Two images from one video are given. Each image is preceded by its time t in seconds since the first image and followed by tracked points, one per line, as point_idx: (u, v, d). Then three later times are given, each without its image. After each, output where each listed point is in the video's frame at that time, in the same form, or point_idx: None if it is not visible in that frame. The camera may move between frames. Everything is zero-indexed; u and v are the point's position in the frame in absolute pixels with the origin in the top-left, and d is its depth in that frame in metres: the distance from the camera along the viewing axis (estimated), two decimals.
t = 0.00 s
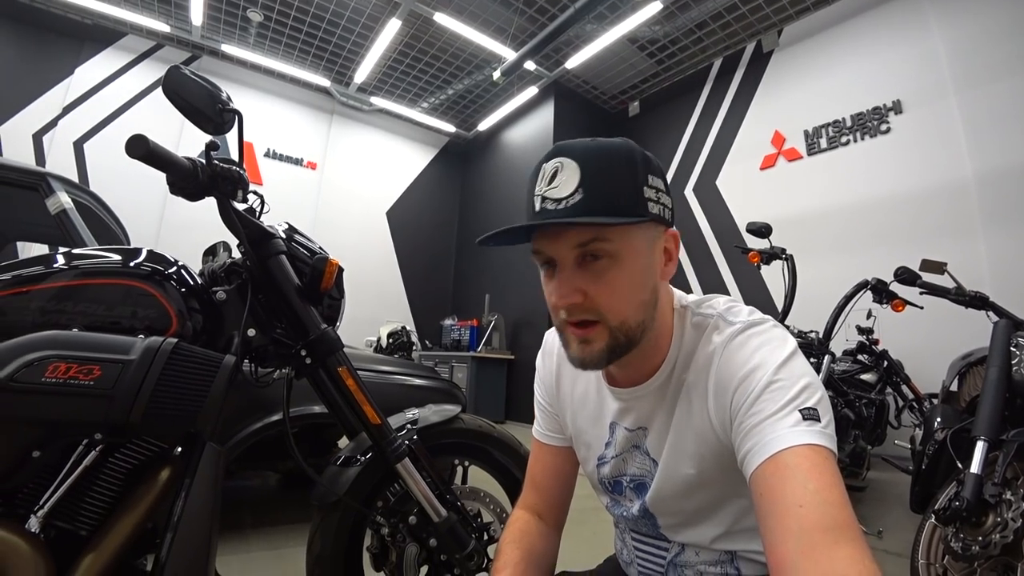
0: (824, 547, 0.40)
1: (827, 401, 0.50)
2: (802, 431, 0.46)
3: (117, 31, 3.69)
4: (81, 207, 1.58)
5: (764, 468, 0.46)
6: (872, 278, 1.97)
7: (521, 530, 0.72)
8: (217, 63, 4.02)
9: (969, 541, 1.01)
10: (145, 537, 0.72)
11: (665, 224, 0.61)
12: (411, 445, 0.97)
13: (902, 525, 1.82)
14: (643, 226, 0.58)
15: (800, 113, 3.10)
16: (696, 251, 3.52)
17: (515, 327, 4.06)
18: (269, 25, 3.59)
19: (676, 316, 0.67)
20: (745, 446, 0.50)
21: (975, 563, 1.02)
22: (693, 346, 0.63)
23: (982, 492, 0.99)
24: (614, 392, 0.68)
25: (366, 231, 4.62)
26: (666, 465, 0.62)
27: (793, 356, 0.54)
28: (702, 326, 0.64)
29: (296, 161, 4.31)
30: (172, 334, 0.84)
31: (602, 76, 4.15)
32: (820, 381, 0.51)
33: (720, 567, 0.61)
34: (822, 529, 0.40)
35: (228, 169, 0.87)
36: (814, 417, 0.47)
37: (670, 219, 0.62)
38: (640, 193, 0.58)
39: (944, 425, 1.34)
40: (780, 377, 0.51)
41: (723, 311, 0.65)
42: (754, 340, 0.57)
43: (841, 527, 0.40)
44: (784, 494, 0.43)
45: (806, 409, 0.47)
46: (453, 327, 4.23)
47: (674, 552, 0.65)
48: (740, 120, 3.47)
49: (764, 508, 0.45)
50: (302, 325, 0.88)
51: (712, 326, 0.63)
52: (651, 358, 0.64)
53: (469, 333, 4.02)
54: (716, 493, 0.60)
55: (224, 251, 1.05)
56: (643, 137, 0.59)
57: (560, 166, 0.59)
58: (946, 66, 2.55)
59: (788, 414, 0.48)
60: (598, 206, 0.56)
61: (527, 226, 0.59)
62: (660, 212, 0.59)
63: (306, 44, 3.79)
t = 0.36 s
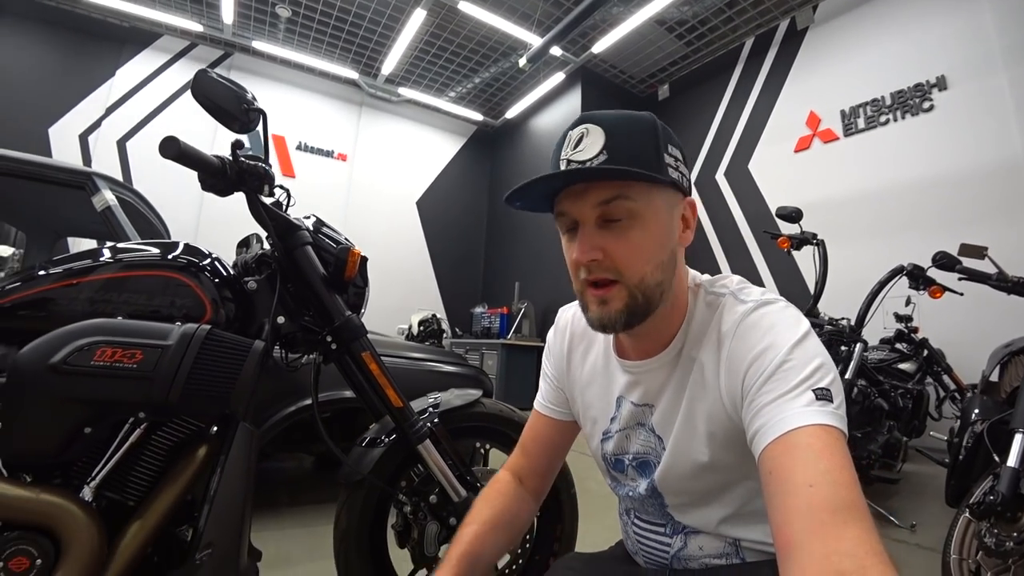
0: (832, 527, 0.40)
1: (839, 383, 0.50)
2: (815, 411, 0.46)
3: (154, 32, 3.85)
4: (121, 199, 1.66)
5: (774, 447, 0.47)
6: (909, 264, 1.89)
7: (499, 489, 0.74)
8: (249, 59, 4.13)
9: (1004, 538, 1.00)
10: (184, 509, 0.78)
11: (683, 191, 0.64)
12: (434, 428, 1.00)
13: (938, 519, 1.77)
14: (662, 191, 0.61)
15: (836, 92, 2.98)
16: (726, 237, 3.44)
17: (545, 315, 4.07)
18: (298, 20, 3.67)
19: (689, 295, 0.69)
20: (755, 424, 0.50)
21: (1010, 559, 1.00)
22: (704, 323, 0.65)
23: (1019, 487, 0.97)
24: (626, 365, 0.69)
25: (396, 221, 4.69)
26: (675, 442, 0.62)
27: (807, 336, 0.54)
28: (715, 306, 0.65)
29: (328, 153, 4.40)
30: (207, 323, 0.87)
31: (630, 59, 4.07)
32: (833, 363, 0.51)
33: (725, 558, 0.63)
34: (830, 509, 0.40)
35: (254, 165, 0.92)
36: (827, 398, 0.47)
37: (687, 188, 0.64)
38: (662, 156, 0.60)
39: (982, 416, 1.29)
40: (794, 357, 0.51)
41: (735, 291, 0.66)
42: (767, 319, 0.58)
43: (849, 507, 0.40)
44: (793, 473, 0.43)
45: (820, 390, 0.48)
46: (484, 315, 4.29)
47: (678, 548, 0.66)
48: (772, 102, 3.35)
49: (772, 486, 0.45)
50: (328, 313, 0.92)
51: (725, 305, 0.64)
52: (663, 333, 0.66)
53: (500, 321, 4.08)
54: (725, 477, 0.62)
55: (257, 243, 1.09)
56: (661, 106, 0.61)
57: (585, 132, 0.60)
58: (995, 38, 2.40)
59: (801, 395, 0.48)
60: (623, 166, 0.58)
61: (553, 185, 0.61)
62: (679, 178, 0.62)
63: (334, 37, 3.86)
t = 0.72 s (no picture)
0: (859, 515, 0.39)
1: (871, 371, 0.49)
2: (845, 398, 0.45)
3: (222, 46, 4.14)
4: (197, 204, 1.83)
5: (801, 435, 0.46)
6: (989, 244, 1.74)
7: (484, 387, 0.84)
8: (310, 65, 4.34)
9: None
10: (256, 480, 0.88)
11: (676, 173, 0.63)
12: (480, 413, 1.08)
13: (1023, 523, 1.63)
14: (645, 176, 0.62)
15: (910, 59, 2.74)
16: (790, 221, 3.27)
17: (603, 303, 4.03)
18: (352, 24, 3.82)
19: (715, 276, 0.68)
20: (783, 410, 0.50)
21: None
22: (731, 305, 0.64)
23: None
24: (643, 338, 0.72)
25: (454, 215, 4.78)
26: (702, 425, 0.64)
27: (839, 322, 0.53)
28: (743, 289, 0.64)
29: (386, 150, 4.56)
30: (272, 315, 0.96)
31: (683, 38, 3.89)
32: (865, 349, 0.50)
33: (755, 548, 0.67)
34: (858, 498, 0.40)
35: (308, 172, 1.00)
36: (858, 385, 0.47)
37: (681, 168, 0.63)
38: (637, 145, 0.61)
39: None
40: (825, 343, 0.51)
41: (766, 274, 0.64)
42: (797, 303, 0.57)
43: (878, 498, 0.40)
44: (822, 460, 0.43)
45: (850, 377, 0.47)
46: (542, 305, 4.33)
47: (708, 536, 0.70)
48: (839, 74, 3.13)
49: (800, 473, 0.45)
50: (380, 304, 0.98)
51: (754, 289, 0.63)
52: (685, 304, 0.68)
53: (558, 310, 4.11)
54: (755, 467, 0.64)
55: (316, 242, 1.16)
56: (648, 88, 0.61)
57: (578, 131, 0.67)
58: None
59: (831, 381, 0.47)
60: (598, 164, 0.63)
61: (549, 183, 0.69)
62: (661, 163, 0.62)
63: (387, 38, 3.97)
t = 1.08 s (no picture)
0: (917, 521, 0.38)
1: (931, 367, 0.46)
2: (902, 396, 0.43)
3: (270, 54, 4.31)
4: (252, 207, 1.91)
5: (853, 434, 0.44)
6: None
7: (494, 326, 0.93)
8: (353, 68, 4.45)
9: None
10: (313, 469, 0.92)
11: (724, 166, 0.60)
12: (529, 405, 1.09)
13: None
14: (692, 170, 0.59)
15: (978, 30, 2.53)
16: (846, 208, 3.11)
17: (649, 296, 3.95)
18: (393, 25, 3.89)
19: (760, 270, 0.66)
20: (833, 408, 0.48)
21: None
22: (778, 300, 0.62)
23: None
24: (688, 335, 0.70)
25: (497, 210, 4.80)
26: (750, 424, 0.63)
27: (894, 315, 0.50)
28: (790, 282, 0.62)
29: (430, 148, 4.62)
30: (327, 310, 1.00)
31: (729, 22, 3.74)
32: (924, 343, 0.48)
33: (808, 545, 0.66)
34: (916, 502, 0.38)
35: (357, 171, 1.02)
36: (916, 381, 0.44)
37: (730, 160, 0.60)
38: (684, 137, 0.59)
39: None
40: (878, 338, 0.48)
41: (816, 266, 0.62)
42: (850, 297, 0.55)
43: (938, 502, 0.38)
44: (876, 462, 0.41)
45: (906, 372, 0.45)
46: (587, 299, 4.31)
47: (758, 531, 0.69)
48: (898, 50, 2.93)
49: (852, 475, 0.43)
50: (429, 298, 1.02)
51: (803, 282, 0.61)
52: (731, 299, 0.66)
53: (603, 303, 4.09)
54: (807, 466, 0.61)
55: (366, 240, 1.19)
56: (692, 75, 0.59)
57: (614, 122, 0.64)
58: None
59: (886, 377, 0.45)
60: (642, 157, 0.60)
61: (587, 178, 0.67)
62: (710, 156, 0.59)
63: (428, 37, 4.02)
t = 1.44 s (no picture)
0: (961, 522, 0.36)
1: (978, 360, 0.44)
2: (942, 391, 0.41)
3: (303, 62, 4.42)
4: (290, 211, 1.96)
5: (891, 432, 0.42)
6: None
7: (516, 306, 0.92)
8: (383, 71, 4.52)
9: None
10: (356, 465, 0.95)
11: (749, 184, 0.57)
12: (568, 401, 1.09)
13: None
14: (714, 193, 0.57)
15: None
16: (891, 194, 2.97)
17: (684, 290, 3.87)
18: (421, 27, 3.93)
19: (796, 270, 0.63)
20: (872, 406, 0.46)
21: None
22: (817, 300, 0.60)
23: None
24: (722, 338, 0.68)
25: (527, 207, 4.79)
26: (789, 426, 0.61)
27: (936, 309, 0.48)
28: (828, 279, 0.59)
29: (460, 148, 4.65)
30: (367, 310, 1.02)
31: (761, 6, 3.62)
32: (968, 336, 0.45)
33: (852, 543, 0.64)
34: (960, 501, 0.36)
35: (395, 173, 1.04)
36: (959, 377, 0.42)
37: (755, 177, 0.57)
38: (704, 157, 0.56)
39: None
40: (918, 332, 0.46)
41: (854, 261, 0.59)
42: (889, 290, 0.52)
43: (984, 500, 0.36)
44: (916, 460, 0.39)
45: (947, 367, 0.43)
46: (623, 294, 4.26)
47: (799, 529, 0.67)
48: (942, 25, 2.78)
49: (891, 474, 0.41)
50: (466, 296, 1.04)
51: (841, 279, 0.58)
52: (762, 309, 0.63)
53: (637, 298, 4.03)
54: (850, 465, 0.59)
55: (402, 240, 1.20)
56: (712, 88, 0.56)
57: (631, 139, 0.62)
58: None
59: (925, 372, 0.43)
60: (662, 180, 0.58)
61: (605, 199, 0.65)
62: (733, 176, 0.56)
63: (456, 37, 4.04)
